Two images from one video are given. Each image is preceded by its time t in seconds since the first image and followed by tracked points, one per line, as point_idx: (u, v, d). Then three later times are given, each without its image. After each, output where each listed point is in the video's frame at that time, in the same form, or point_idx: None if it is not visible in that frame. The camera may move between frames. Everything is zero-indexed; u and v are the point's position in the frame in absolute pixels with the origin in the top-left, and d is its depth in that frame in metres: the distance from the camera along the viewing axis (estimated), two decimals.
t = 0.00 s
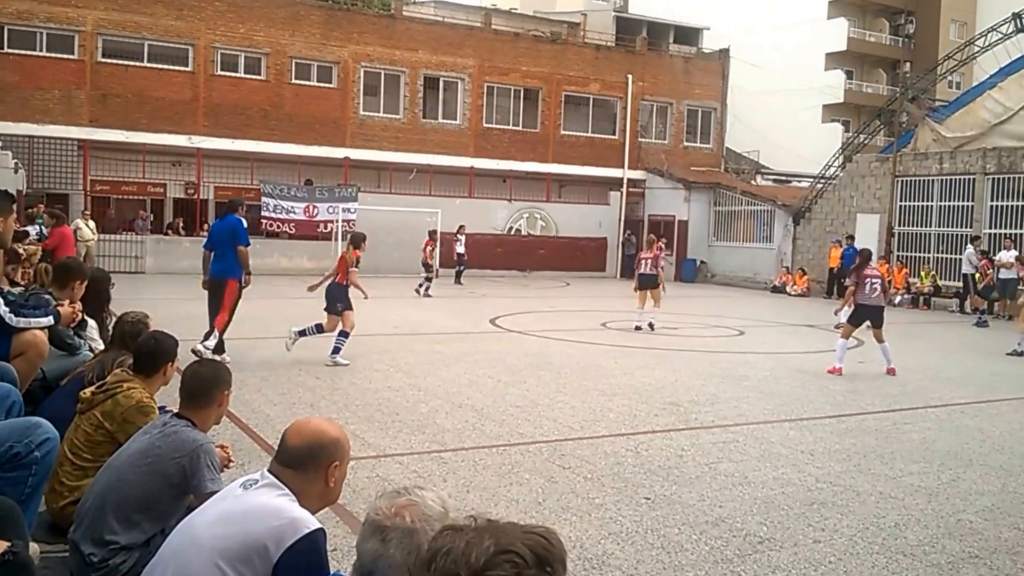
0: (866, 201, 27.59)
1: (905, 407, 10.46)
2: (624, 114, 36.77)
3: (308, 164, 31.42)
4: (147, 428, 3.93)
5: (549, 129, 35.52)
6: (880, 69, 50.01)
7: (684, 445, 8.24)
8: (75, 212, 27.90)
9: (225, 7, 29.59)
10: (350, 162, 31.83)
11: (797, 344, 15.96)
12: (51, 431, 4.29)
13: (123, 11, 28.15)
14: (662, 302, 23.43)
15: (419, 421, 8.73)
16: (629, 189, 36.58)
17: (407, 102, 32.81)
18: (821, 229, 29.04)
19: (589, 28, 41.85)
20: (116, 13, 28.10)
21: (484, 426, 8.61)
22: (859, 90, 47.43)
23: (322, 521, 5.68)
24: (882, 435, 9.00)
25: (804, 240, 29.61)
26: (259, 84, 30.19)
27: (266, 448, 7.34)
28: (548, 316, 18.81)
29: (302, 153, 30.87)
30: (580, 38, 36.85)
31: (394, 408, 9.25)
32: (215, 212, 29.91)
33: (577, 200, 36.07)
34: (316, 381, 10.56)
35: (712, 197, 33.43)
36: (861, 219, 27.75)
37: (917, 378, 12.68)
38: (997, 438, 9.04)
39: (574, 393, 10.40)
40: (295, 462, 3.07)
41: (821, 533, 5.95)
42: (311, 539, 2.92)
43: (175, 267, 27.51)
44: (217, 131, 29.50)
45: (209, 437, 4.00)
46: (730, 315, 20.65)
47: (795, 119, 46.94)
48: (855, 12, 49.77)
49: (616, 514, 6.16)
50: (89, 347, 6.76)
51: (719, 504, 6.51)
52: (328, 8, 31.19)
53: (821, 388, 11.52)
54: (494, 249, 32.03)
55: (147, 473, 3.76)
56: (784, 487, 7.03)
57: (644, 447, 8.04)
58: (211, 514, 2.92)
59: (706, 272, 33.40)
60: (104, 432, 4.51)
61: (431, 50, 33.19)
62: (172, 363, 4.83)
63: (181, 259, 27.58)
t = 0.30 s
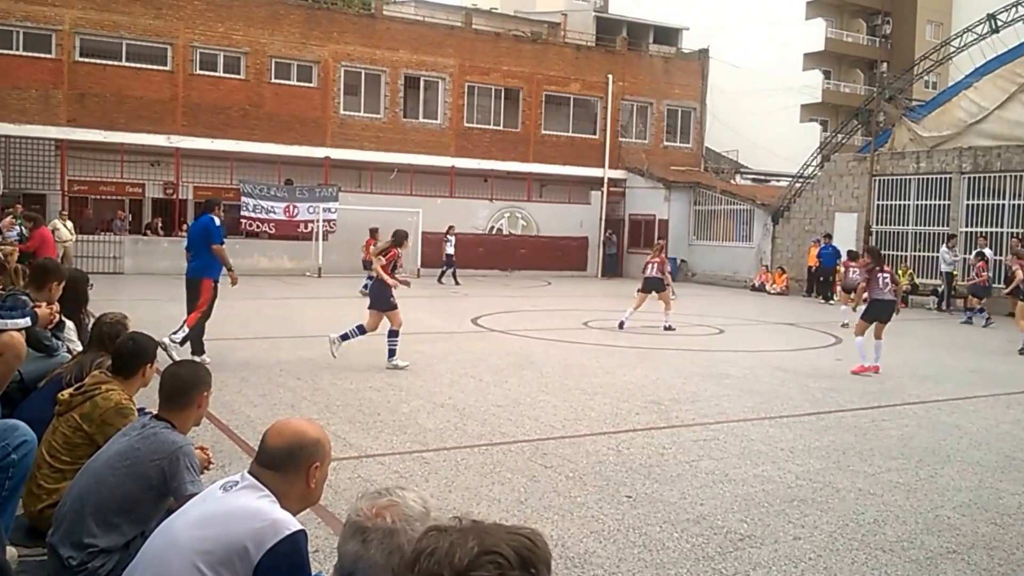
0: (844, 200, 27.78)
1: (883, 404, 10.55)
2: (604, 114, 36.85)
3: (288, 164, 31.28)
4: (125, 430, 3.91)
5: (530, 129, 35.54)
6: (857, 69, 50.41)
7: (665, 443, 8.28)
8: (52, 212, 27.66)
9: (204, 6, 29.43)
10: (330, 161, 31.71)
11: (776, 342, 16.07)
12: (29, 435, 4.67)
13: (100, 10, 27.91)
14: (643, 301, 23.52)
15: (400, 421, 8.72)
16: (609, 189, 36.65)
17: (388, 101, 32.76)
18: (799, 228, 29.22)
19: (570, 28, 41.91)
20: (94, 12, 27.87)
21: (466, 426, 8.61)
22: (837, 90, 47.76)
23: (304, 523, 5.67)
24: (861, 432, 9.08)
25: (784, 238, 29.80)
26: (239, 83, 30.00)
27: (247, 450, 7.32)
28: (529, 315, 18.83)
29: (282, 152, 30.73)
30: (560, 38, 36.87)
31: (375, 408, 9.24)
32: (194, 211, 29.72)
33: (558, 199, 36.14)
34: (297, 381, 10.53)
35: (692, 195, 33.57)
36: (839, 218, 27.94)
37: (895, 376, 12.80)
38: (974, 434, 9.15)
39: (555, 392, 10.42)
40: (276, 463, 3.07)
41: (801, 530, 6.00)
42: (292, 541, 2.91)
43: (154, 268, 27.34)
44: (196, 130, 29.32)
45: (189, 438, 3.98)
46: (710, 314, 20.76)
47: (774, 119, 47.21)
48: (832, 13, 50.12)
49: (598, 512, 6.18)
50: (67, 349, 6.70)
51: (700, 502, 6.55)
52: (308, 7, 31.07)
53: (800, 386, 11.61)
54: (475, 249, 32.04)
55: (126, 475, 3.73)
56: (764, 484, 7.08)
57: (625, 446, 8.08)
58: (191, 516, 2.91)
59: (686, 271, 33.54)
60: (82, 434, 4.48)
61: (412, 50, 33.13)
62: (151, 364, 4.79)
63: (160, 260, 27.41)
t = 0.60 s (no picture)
0: (821, 199, 27.96)
1: (863, 401, 10.63)
2: (585, 114, 36.89)
3: (268, 164, 31.12)
4: (104, 432, 3.88)
5: (511, 128, 35.53)
6: (834, 70, 50.81)
7: (647, 441, 8.30)
8: (28, 212, 27.39)
9: (183, 5, 29.22)
10: (310, 160, 31.57)
11: (756, 340, 16.16)
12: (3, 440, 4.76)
13: (76, 7, 27.63)
14: (624, 300, 23.61)
15: (382, 421, 8.69)
16: (590, 189, 36.70)
17: (369, 101, 32.68)
18: (778, 227, 29.40)
19: (550, 28, 41.95)
20: (70, 10, 27.58)
21: (448, 425, 8.60)
22: (815, 90, 48.11)
23: (285, 525, 5.64)
24: (840, 429, 9.14)
25: (763, 238, 29.97)
26: (218, 82, 29.79)
27: (227, 452, 7.26)
28: (511, 314, 18.84)
29: (261, 152, 30.55)
30: (541, 37, 36.89)
31: (357, 408, 9.20)
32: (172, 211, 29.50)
33: (539, 199, 36.17)
34: (276, 382, 10.47)
35: (673, 195, 33.69)
36: (817, 217, 28.12)
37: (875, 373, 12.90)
38: (950, 430, 9.23)
39: (537, 391, 10.43)
40: (257, 465, 3.04)
41: (782, 526, 6.03)
42: (272, 544, 2.89)
43: (132, 268, 27.14)
44: (174, 130, 29.09)
45: (168, 440, 3.95)
46: (690, 312, 20.85)
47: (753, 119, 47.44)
48: (810, 14, 50.47)
49: (580, 510, 6.19)
50: (44, 350, 6.62)
51: (682, 499, 6.57)
52: (288, 6, 30.91)
53: (780, 383, 11.68)
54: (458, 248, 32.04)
55: (104, 478, 3.69)
56: (745, 481, 7.12)
57: (607, 444, 8.09)
58: (170, 519, 2.87)
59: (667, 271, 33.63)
60: (59, 437, 4.42)
61: (393, 49, 33.05)
62: (129, 367, 4.82)
63: (138, 260, 27.21)
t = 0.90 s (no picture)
0: (800, 199, 28.14)
1: (842, 399, 10.72)
2: (567, 113, 36.95)
3: (248, 163, 30.94)
4: (81, 435, 3.84)
5: (493, 128, 35.51)
6: (812, 70, 51.19)
7: (629, 439, 8.34)
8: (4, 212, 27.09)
9: (161, 3, 29.02)
10: (291, 159, 31.43)
11: (736, 338, 16.26)
12: None
13: (53, 5, 27.36)
14: (606, 299, 23.67)
15: (364, 421, 8.67)
16: (572, 188, 36.74)
17: (350, 100, 32.56)
18: (757, 226, 29.57)
19: (531, 28, 41.97)
20: (47, 8, 27.31)
21: (431, 425, 8.60)
22: (792, 91, 48.47)
23: (267, 527, 5.62)
24: (820, 426, 9.22)
25: (743, 237, 30.14)
26: (196, 80, 29.57)
27: (208, 454, 7.21)
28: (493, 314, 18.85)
29: (241, 151, 30.37)
30: (523, 37, 36.89)
31: (339, 409, 9.17)
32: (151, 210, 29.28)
33: (521, 199, 36.19)
34: (257, 383, 10.43)
35: (654, 194, 33.81)
36: (795, 217, 28.22)
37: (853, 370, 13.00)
38: (928, 427, 9.34)
39: (520, 390, 10.45)
40: (237, 466, 3.00)
41: (762, 522, 6.08)
42: (254, 546, 2.84)
43: (110, 268, 26.93)
44: (153, 129, 28.87)
45: (147, 443, 3.93)
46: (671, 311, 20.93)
47: (733, 119, 47.66)
48: (789, 15, 50.81)
49: (562, 509, 6.21)
50: (21, 351, 6.55)
51: (663, 497, 6.61)
52: (268, 5, 30.75)
53: (760, 381, 11.76)
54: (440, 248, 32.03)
55: (83, 481, 3.65)
56: (725, 478, 7.17)
57: (589, 443, 8.12)
58: (150, 522, 2.82)
59: (649, 270, 33.75)
60: (36, 440, 4.37)
61: (374, 48, 32.95)
62: (107, 368, 4.80)
63: (117, 260, 26.99)
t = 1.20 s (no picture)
0: (780, 199, 28.30)
1: (824, 397, 10.78)
2: (550, 113, 36.98)
3: (230, 162, 30.76)
4: (61, 437, 3.79)
5: (477, 127, 35.48)
6: (793, 71, 51.52)
7: (614, 437, 8.35)
8: None
9: (142, 1, 28.84)
10: (274, 159, 31.28)
11: (720, 337, 16.33)
12: None
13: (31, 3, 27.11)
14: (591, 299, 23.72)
15: (348, 422, 8.64)
16: (556, 188, 36.78)
17: (333, 99, 32.45)
18: (739, 227, 29.72)
19: (515, 28, 41.99)
20: (25, 5, 27.06)
21: (415, 425, 8.57)
22: (774, 92, 48.78)
23: (250, 529, 5.58)
24: (803, 424, 9.26)
25: (725, 237, 30.27)
26: (177, 79, 29.36)
27: (189, 456, 7.16)
28: (477, 313, 18.83)
29: (223, 150, 30.18)
30: (506, 37, 36.87)
31: (322, 409, 9.13)
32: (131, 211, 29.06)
33: (505, 199, 36.20)
34: (239, 384, 10.36)
35: (637, 194, 33.90)
36: (776, 217, 28.39)
37: (836, 369, 13.08)
38: (910, 424, 9.39)
39: (504, 389, 10.44)
40: (221, 468, 2.93)
41: (746, 520, 6.10)
42: (238, 548, 2.77)
43: (90, 269, 26.72)
44: (133, 128, 28.64)
45: (128, 444, 3.88)
46: (654, 310, 21.01)
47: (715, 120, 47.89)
48: (769, 16, 51.12)
49: (547, 508, 6.21)
50: None
51: (648, 495, 6.62)
52: (250, 3, 30.59)
53: (744, 380, 11.81)
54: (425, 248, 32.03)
55: (62, 482, 3.60)
56: (709, 475, 7.19)
57: (574, 442, 8.12)
58: (132, 526, 2.76)
59: (632, 270, 33.86)
60: (14, 443, 4.30)
61: (357, 47, 32.85)
62: (86, 369, 4.76)
63: (97, 260, 26.77)
